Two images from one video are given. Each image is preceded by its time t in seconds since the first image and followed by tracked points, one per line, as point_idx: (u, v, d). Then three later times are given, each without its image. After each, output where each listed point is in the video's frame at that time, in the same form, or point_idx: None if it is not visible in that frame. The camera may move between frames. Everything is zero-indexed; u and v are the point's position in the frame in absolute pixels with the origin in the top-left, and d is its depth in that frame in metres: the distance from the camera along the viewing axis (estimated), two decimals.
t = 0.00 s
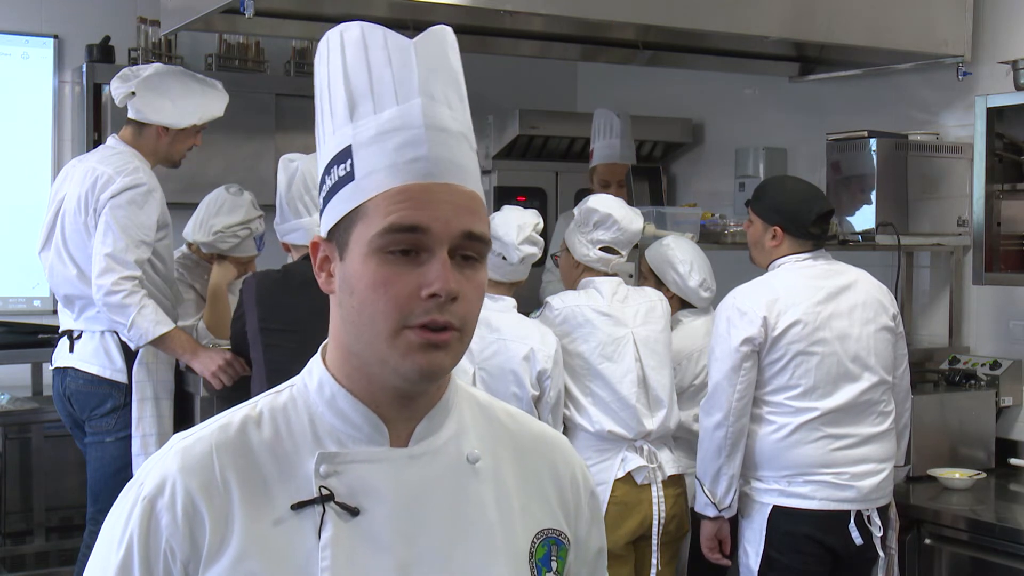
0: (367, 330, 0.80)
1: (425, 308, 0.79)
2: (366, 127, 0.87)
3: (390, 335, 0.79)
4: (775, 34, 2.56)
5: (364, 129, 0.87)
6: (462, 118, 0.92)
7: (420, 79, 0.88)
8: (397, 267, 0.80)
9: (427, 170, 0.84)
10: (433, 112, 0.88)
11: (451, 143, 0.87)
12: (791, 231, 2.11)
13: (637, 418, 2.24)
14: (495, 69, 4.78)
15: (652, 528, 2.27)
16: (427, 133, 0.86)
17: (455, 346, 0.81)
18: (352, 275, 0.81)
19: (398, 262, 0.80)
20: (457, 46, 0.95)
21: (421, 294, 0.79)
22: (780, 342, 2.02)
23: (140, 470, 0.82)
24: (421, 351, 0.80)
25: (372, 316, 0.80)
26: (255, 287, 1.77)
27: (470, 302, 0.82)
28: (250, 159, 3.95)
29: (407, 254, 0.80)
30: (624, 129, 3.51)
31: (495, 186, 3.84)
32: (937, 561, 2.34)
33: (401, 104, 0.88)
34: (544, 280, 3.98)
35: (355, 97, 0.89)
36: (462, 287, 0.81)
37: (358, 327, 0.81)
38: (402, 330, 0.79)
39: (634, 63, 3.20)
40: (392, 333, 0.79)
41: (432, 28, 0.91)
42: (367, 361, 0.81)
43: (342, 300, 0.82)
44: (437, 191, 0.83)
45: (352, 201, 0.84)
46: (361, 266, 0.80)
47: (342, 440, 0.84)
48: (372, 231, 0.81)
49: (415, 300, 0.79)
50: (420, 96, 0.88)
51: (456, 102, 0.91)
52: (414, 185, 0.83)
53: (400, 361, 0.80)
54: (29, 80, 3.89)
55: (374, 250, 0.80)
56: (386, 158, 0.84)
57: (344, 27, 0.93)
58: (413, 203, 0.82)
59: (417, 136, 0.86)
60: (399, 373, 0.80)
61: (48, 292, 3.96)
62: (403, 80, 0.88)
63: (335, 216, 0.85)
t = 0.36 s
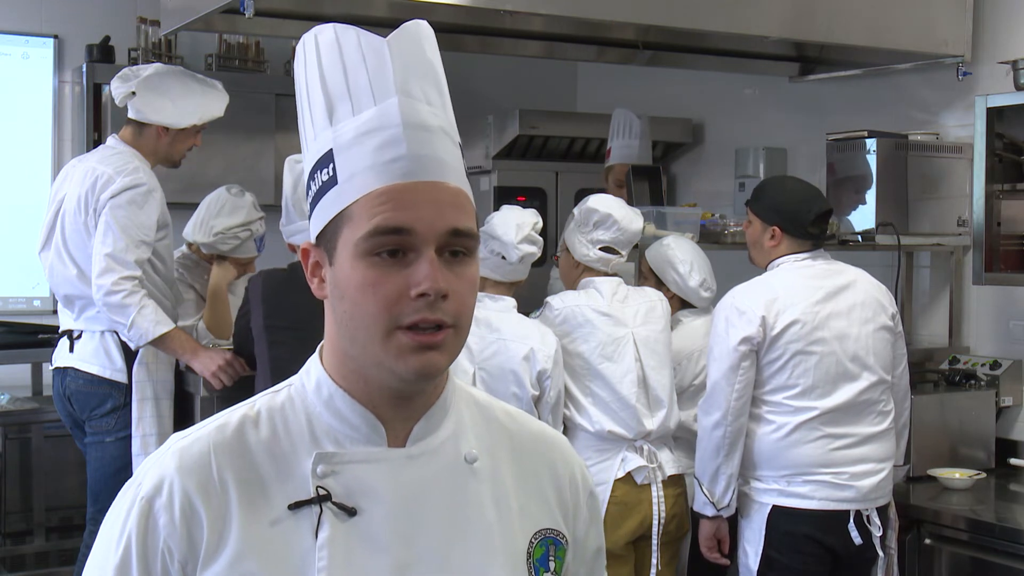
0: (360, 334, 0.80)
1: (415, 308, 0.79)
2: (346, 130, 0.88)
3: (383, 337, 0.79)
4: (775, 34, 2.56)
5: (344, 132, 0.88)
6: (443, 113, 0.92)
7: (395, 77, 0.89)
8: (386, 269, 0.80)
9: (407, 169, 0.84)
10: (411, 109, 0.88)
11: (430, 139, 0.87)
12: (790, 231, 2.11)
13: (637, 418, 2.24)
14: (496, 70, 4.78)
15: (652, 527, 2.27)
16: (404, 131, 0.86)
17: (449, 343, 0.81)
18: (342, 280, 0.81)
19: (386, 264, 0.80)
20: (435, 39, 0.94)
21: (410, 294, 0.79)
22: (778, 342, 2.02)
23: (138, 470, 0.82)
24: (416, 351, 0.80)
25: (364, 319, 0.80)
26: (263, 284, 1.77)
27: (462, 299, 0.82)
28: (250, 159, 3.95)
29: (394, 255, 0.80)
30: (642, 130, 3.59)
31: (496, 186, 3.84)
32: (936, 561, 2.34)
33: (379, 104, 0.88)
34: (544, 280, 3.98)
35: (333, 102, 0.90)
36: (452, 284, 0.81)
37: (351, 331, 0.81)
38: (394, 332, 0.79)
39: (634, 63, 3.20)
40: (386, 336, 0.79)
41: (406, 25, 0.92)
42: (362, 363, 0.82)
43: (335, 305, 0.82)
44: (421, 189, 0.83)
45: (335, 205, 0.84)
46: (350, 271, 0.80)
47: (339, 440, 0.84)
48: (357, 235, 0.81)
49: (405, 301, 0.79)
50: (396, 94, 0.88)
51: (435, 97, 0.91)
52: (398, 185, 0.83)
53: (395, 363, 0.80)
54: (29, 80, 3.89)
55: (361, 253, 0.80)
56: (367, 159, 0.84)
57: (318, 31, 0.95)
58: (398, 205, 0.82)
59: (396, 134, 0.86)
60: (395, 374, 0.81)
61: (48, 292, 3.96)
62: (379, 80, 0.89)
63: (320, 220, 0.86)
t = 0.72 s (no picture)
0: (363, 337, 0.80)
1: (417, 311, 0.79)
2: (345, 133, 0.88)
3: (387, 340, 0.79)
4: (775, 34, 2.56)
5: (343, 135, 0.88)
6: (441, 112, 0.91)
7: (392, 78, 0.88)
8: (386, 273, 0.80)
9: (406, 171, 0.84)
10: (408, 110, 0.88)
11: (430, 140, 0.87)
12: (789, 231, 2.11)
13: (637, 418, 2.24)
14: (496, 70, 4.78)
15: (652, 527, 2.27)
16: (403, 133, 0.86)
17: (453, 345, 0.81)
18: (344, 284, 0.81)
19: (387, 267, 0.80)
20: (433, 37, 0.94)
21: (411, 297, 0.79)
22: (777, 342, 2.02)
23: (144, 468, 0.82)
24: (419, 354, 0.80)
25: (366, 323, 0.80)
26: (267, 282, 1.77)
27: (465, 300, 0.82)
28: (250, 159, 3.95)
29: (395, 258, 0.80)
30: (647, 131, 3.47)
31: (496, 186, 3.84)
32: (936, 561, 2.34)
33: (376, 106, 0.88)
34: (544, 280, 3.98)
35: (332, 105, 0.90)
36: (454, 285, 0.81)
37: (354, 335, 0.81)
38: (397, 336, 0.79)
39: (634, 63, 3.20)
40: (389, 339, 0.79)
41: (402, 24, 0.91)
42: (366, 366, 0.82)
43: (338, 309, 0.82)
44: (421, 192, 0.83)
45: (336, 209, 0.84)
46: (352, 274, 0.81)
47: (344, 440, 0.84)
48: (358, 239, 0.81)
49: (406, 304, 0.79)
50: (393, 96, 0.88)
51: (433, 97, 0.91)
52: (397, 188, 0.83)
53: (399, 366, 0.80)
54: (29, 80, 3.89)
55: (362, 257, 0.80)
56: (365, 163, 0.84)
57: (314, 32, 0.95)
58: (398, 208, 0.82)
59: (394, 137, 0.86)
60: (400, 377, 0.80)
61: (48, 292, 3.96)
62: (376, 81, 0.89)
63: (322, 224, 0.86)
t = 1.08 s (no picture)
0: (367, 331, 0.80)
1: (420, 307, 0.79)
2: (358, 128, 0.88)
3: (389, 335, 0.79)
4: (775, 34, 2.55)
5: (356, 131, 0.88)
6: (455, 113, 0.92)
7: (409, 77, 0.89)
8: (391, 269, 0.80)
9: (417, 168, 0.84)
10: (424, 109, 0.88)
11: (443, 140, 0.87)
12: (789, 231, 2.11)
13: (637, 418, 2.24)
14: (496, 70, 4.78)
15: (652, 528, 2.27)
16: (416, 131, 0.86)
17: (455, 342, 0.81)
18: (350, 277, 0.81)
19: (393, 261, 0.80)
20: (451, 42, 0.95)
21: (416, 293, 0.79)
22: (777, 343, 2.02)
23: (147, 468, 0.82)
24: (421, 350, 0.79)
25: (370, 317, 0.80)
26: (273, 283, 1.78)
27: (469, 298, 0.82)
28: (250, 159, 3.95)
29: (401, 253, 0.80)
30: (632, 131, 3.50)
31: (495, 186, 3.84)
32: (936, 561, 2.34)
33: (391, 103, 0.88)
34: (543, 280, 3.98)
35: (347, 101, 0.90)
36: (459, 283, 0.81)
37: (358, 329, 0.81)
38: (400, 330, 0.79)
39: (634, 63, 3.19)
40: (392, 334, 0.79)
41: (421, 26, 0.92)
42: (369, 361, 0.81)
43: (343, 302, 0.82)
44: (429, 188, 0.83)
45: (347, 203, 0.84)
46: (358, 268, 0.81)
47: (347, 439, 0.84)
48: (365, 232, 0.81)
49: (411, 299, 0.79)
50: (409, 94, 0.88)
51: (449, 99, 0.91)
52: (405, 183, 0.83)
53: (401, 361, 0.80)
54: (29, 80, 3.89)
55: (368, 250, 0.80)
56: (379, 158, 0.84)
57: (334, 31, 0.95)
58: (406, 203, 0.82)
59: (408, 134, 0.86)
60: (401, 373, 0.80)
61: (48, 292, 3.96)
62: (392, 79, 0.89)
63: (332, 218, 0.86)
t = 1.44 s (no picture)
0: (366, 338, 0.80)
1: (420, 315, 0.79)
2: (353, 133, 0.88)
3: (389, 342, 0.79)
4: (775, 34, 2.56)
5: (350, 136, 0.88)
6: (451, 115, 0.92)
7: (403, 79, 0.88)
8: (391, 277, 0.80)
9: (412, 176, 0.84)
10: (418, 112, 0.88)
11: (439, 143, 0.87)
12: (788, 231, 2.11)
13: (637, 418, 2.24)
14: (495, 70, 4.78)
15: (652, 527, 2.27)
16: (412, 135, 0.86)
17: (455, 348, 0.81)
18: (349, 285, 0.81)
19: (392, 269, 0.80)
20: (443, 38, 0.94)
21: (416, 301, 0.79)
22: (776, 343, 2.02)
23: (146, 468, 0.82)
24: (421, 357, 0.80)
25: (370, 325, 0.80)
26: (276, 285, 1.78)
27: (468, 305, 0.82)
28: (250, 159, 3.95)
29: (400, 260, 0.80)
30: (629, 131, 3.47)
31: (495, 186, 3.84)
32: (936, 561, 2.34)
33: (385, 107, 0.88)
34: (543, 280, 3.97)
35: (341, 104, 0.90)
36: (458, 290, 0.81)
37: (357, 336, 0.81)
38: (400, 338, 0.79)
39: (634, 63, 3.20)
40: (391, 341, 0.79)
41: (412, 26, 0.91)
42: (368, 368, 0.81)
43: (342, 309, 0.82)
44: (428, 195, 0.83)
45: (343, 210, 0.84)
46: (357, 275, 0.81)
47: (346, 439, 0.84)
48: (364, 240, 0.81)
49: (410, 307, 0.79)
50: (403, 97, 0.88)
51: (444, 100, 0.91)
52: (404, 191, 0.83)
53: (401, 369, 0.80)
54: (29, 80, 3.89)
55: (367, 258, 0.80)
56: (373, 165, 0.84)
57: (325, 29, 0.94)
58: (405, 210, 0.82)
59: (402, 139, 0.86)
60: (401, 380, 0.80)
61: (48, 292, 3.96)
62: (385, 81, 0.89)
63: (328, 224, 0.86)
